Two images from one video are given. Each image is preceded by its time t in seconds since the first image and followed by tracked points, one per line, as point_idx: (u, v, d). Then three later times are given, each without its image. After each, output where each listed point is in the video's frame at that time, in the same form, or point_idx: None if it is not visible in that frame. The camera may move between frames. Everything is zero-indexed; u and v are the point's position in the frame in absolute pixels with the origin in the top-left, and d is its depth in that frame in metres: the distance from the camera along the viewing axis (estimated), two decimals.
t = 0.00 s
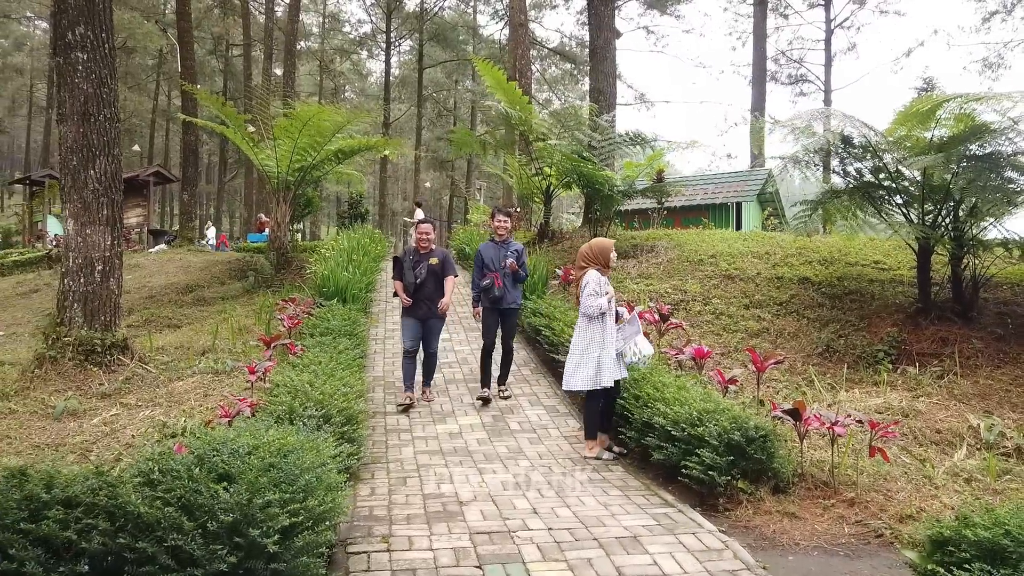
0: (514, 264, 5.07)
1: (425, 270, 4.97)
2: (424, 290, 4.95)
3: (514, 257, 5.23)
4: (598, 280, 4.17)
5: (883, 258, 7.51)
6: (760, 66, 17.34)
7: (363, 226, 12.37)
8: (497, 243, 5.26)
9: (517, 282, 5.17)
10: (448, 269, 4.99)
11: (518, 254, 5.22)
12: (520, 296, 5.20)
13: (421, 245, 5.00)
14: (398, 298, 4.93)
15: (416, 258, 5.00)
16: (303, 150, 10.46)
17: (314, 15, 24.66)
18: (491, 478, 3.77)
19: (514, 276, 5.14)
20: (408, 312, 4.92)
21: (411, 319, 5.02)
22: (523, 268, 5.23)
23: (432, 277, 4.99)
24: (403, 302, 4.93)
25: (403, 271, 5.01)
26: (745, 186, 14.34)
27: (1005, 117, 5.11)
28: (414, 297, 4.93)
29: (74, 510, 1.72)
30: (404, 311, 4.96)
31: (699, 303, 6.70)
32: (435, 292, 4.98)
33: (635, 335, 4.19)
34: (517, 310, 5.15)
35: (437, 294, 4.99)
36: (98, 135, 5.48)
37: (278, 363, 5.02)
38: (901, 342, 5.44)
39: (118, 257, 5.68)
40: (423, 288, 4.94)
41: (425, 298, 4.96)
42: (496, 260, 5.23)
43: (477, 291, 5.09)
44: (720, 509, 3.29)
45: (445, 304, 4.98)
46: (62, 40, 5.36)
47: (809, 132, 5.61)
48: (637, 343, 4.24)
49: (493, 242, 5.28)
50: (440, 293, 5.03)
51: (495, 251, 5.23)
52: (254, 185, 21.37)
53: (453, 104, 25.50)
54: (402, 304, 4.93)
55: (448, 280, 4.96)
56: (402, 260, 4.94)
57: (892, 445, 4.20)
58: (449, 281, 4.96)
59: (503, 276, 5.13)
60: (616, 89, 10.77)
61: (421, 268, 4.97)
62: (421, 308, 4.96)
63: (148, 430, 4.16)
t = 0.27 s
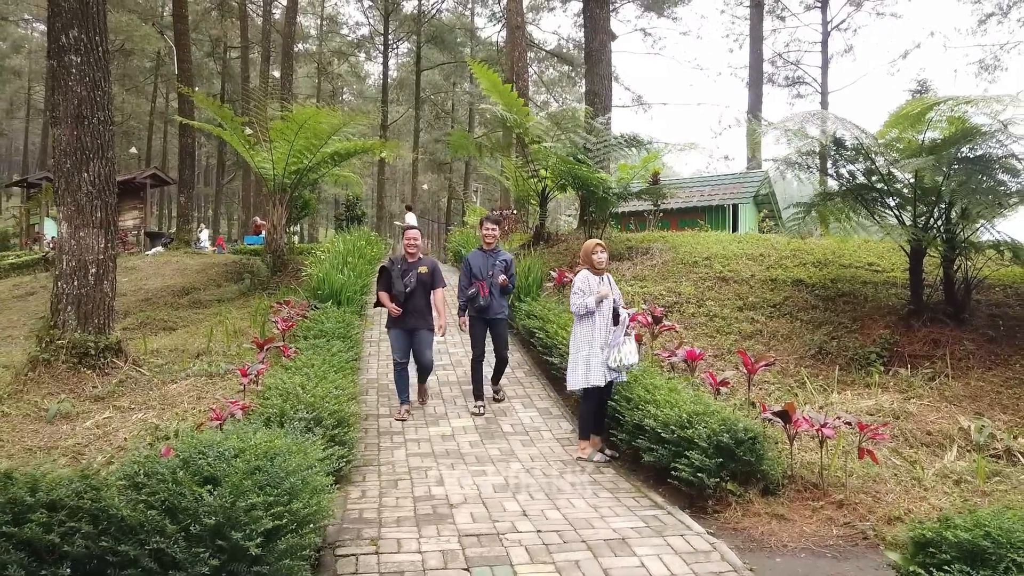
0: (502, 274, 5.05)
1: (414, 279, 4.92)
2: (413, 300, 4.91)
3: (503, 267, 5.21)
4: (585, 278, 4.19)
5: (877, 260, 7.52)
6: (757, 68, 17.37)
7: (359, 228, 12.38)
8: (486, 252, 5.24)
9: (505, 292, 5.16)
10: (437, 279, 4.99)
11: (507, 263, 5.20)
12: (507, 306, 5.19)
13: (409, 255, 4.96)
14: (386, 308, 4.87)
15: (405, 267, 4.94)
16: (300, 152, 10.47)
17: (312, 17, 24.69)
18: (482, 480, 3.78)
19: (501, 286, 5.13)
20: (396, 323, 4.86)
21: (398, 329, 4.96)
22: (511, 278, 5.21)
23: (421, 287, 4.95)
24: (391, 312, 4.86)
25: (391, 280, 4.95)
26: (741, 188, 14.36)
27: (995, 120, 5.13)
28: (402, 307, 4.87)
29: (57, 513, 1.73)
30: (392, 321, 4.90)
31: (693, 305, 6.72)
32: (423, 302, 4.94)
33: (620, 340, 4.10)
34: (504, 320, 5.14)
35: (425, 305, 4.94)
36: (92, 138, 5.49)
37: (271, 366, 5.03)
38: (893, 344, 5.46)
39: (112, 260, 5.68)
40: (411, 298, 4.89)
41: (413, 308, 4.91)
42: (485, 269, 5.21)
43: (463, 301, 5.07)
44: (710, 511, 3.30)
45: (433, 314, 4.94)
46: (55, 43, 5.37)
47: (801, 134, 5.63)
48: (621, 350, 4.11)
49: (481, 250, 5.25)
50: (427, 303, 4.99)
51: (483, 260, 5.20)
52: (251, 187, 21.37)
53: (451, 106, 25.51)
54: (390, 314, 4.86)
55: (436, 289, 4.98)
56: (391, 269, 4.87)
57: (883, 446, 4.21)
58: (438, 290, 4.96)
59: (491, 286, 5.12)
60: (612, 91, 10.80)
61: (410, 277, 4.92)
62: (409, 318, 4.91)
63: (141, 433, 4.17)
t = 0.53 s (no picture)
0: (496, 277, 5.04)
1: (408, 283, 4.81)
2: (407, 304, 4.79)
3: (495, 271, 5.19)
4: (577, 281, 4.20)
5: (871, 263, 7.54)
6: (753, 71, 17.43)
7: (356, 232, 12.40)
8: (478, 255, 5.21)
9: (497, 296, 5.15)
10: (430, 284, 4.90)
11: (499, 267, 5.20)
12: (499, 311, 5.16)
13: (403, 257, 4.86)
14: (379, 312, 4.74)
15: (398, 271, 4.84)
16: (295, 156, 10.48)
17: (310, 21, 24.73)
18: (472, 485, 3.78)
19: (494, 291, 5.12)
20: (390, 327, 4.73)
21: (390, 334, 4.83)
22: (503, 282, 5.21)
23: (415, 291, 4.84)
24: (384, 317, 4.72)
25: (384, 283, 4.82)
26: (737, 191, 14.40)
27: (987, 124, 5.15)
28: (396, 312, 4.74)
29: (39, 519, 1.74)
30: (385, 326, 4.76)
31: (686, 309, 6.73)
32: (418, 307, 4.84)
33: (614, 345, 4.05)
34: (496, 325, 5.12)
35: (419, 309, 4.84)
36: (85, 143, 5.50)
37: (264, 370, 5.03)
38: (885, 348, 5.46)
39: (105, 264, 5.68)
40: (406, 302, 4.77)
41: (407, 313, 4.79)
42: (476, 272, 5.18)
43: (455, 305, 5.02)
44: (699, 515, 3.31)
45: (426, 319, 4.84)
46: (49, 48, 5.38)
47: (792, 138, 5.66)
48: (618, 355, 4.06)
49: (473, 254, 5.24)
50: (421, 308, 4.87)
51: (475, 264, 5.18)
52: (248, 190, 21.38)
53: (449, 109, 25.54)
54: (383, 318, 4.72)
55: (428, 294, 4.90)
56: (384, 272, 4.74)
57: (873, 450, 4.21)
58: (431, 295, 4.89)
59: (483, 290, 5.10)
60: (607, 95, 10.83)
61: (404, 281, 4.81)
62: (403, 323, 4.79)
63: (132, 437, 4.16)
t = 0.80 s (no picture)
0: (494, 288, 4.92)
1: (406, 297, 4.57)
2: (404, 319, 4.55)
3: (492, 281, 5.06)
4: (575, 285, 4.17)
5: (865, 267, 7.54)
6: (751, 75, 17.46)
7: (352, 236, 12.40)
8: (474, 265, 5.10)
9: (494, 307, 5.02)
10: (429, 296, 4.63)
11: (496, 278, 5.08)
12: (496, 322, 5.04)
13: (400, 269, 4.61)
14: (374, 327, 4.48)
15: (395, 283, 4.57)
16: (292, 159, 10.49)
17: (308, 25, 24.77)
18: (462, 490, 3.77)
19: (491, 302, 4.98)
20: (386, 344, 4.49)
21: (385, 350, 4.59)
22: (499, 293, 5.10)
23: (413, 305, 4.60)
24: (380, 333, 4.47)
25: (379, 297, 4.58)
26: (734, 195, 14.41)
27: (978, 128, 5.14)
28: (393, 327, 4.50)
29: (18, 526, 1.74)
30: (381, 342, 4.52)
31: (681, 313, 6.73)
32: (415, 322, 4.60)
33: (606, 349, 4.08)
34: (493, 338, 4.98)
35: (416, 324, 4.61)
36: (77, 147, 5.49)
37: (256, 375, 5.01)
38: (879, 352, 5.44)
39: (98, 269, 5.67)
40: (403, 316, 4.53)
41: (404, 328, 4.56)
42: (473, 283, 5.06)
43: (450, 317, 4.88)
44: (688, 520, 3.30)
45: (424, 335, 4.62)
46: (41, 52, 5.37)
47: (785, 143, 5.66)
48: (615, 359, 4.08)
49: (469, 264, 5.11)
50: (419, 323, 4.61)
51: (471, 274, 5.06)
52: (246, 194, 21.39)
53: (447, 113, 25.54)
54: (379, 335, 4.46)
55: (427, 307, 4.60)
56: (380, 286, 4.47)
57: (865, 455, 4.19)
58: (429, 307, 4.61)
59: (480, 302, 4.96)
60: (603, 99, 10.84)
61: (402, 294, 4.57)
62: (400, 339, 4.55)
63: (122, 442, 4.15)
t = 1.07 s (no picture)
0: (489, 288, 4.81)
1: (396, 298, 4.37)
2: (395, 322, 4.35)
3: (487, 282, 4.94)
4: (571, 289, 4.15)
5: (859, 271, 7.52)
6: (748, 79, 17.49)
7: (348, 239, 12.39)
8: (468, 266, 4.99)
9: (489, 309, 4.92)
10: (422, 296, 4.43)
11: (491, 279, 4.98)
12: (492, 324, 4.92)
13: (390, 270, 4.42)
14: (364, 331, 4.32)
15: (385, 285, 4.38)
16: (286, 163, 10.48)
17: (307, 29, 24.78)
18: (450, 495, 3.74)
19: (486, 303, 4.87)
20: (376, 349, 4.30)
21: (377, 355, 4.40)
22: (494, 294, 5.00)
23: (404, 306, 4.40)
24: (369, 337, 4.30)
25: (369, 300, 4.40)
26: (730, 198, 14.42)
27: (971, 132, 5.14)
28: (383, 331, 4.32)
29: None
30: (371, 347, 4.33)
31: (674, 317, 6.72)
32: (406, 323, 4.40)
33: (600, 353, 4.09)
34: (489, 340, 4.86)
35: (409, 327, 4.41)
36: (68, 150, 5.41)
37: (245, 379, 4.97)
38: (871, 356, 5.41)
39: (88, 272, 5.59)
40: (394, 319, 4.34)
41: (395, 331, 4.36)
42: (467, 285, 4.95)
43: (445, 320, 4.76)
44: (677, 525, 3.27)
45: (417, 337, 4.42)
46: (32, 54, 5.30)
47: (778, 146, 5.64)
48: (606, 363, 4.11)
49: (462, 265, 5.01)
50: (410, 326, 4.42)
51: (465, 275, 4.96)
52: (243, 197, 21.36)
53: (445, 117, 25.55)
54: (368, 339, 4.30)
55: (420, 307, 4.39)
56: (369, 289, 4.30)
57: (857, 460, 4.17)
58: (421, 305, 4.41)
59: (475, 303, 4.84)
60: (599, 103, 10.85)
61: (392, 296, 4.37)
62: (391, 342, 4.36)
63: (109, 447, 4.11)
